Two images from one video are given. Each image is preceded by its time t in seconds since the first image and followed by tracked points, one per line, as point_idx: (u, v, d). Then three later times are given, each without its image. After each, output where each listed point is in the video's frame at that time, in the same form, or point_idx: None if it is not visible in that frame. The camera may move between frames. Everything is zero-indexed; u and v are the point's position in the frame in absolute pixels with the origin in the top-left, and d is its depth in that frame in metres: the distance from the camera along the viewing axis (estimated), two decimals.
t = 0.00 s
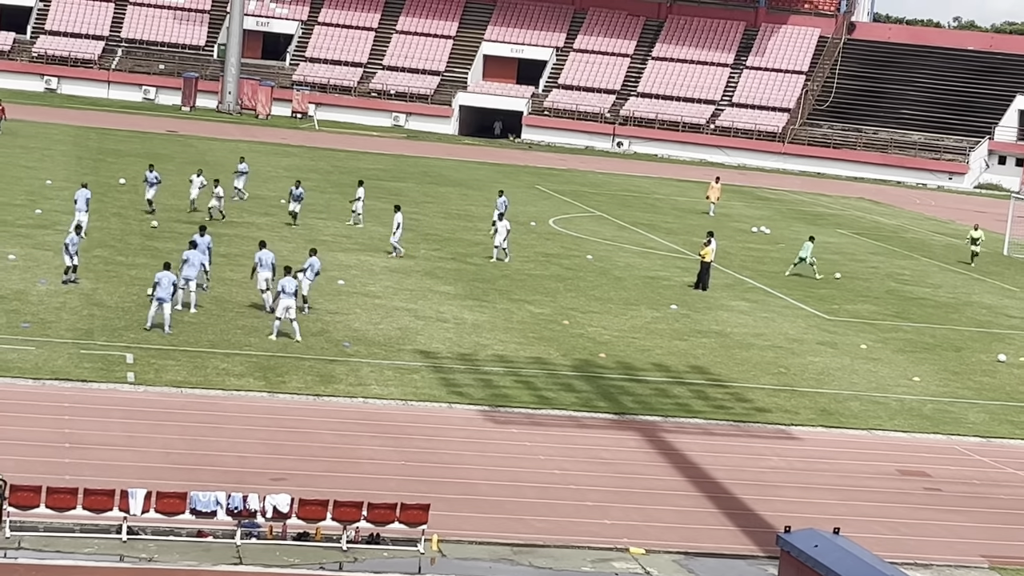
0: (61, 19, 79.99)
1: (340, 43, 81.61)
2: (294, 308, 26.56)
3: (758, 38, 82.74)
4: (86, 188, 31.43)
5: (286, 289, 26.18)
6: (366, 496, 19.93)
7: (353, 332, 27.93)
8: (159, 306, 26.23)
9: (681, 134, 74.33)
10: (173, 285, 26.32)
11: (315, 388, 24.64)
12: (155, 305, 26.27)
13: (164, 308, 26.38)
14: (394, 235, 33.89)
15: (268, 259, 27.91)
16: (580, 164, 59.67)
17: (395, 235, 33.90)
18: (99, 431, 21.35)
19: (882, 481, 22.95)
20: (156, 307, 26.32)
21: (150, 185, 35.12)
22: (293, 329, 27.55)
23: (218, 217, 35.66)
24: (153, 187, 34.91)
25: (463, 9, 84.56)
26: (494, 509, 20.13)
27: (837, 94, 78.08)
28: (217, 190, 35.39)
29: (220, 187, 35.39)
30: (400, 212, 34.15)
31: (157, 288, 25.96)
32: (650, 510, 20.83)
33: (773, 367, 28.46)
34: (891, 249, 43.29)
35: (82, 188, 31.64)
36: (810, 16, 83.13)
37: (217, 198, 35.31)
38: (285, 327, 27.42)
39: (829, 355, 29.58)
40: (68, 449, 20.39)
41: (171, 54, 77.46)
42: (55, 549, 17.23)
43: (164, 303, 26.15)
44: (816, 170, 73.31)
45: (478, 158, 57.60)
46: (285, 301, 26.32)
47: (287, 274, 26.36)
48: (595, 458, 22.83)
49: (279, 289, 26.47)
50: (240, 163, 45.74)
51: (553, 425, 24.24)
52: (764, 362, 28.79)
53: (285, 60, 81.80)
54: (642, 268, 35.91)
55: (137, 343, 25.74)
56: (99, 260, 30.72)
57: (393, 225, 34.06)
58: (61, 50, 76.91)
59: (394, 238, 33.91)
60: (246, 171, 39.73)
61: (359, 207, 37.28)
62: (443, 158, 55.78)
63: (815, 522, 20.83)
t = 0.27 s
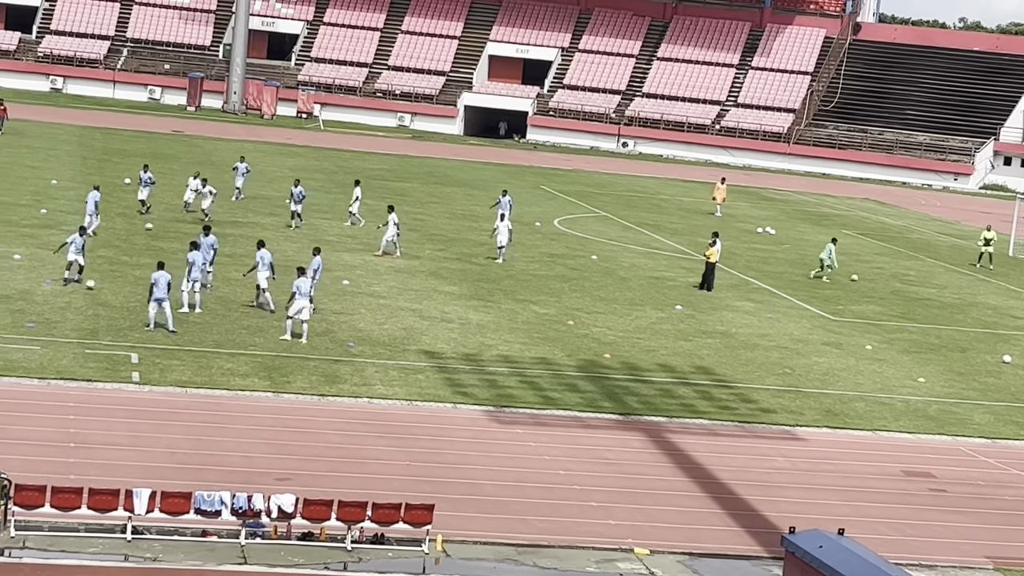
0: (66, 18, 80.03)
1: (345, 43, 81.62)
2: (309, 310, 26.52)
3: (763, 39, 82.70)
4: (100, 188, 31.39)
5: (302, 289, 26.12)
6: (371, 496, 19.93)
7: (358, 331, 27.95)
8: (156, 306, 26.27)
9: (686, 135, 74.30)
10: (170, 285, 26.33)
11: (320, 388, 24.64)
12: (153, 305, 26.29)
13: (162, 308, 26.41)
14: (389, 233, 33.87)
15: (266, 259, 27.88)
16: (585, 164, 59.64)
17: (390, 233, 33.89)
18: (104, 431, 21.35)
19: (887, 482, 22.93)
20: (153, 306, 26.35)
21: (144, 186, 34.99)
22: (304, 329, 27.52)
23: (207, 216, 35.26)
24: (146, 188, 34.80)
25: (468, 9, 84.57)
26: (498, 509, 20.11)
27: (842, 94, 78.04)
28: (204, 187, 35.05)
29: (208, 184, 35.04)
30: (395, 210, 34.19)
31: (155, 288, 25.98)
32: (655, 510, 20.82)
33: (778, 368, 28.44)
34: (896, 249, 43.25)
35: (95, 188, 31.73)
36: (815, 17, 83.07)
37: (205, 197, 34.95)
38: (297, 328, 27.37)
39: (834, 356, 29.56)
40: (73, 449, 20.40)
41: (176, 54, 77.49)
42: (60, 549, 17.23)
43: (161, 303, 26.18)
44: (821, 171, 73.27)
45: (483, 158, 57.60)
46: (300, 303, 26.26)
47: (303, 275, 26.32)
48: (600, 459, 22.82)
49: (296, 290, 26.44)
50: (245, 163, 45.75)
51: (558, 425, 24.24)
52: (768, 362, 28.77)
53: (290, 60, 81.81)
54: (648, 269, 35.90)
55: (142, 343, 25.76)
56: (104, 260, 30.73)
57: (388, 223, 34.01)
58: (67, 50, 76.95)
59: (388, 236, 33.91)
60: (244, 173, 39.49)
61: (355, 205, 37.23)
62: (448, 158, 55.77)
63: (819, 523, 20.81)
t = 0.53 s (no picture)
0: (70, 18, 80.09)
1: (349, 43, 81.64)
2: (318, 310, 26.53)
3: (768, 39, 82.66)
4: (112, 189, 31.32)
5: (311, 289, 26.15)
6: (375, 496, 19.94)
7: (362, 332, 27.97)
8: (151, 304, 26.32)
9: (690, 135, 74.28)
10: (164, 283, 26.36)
11: (324, 388, 24.64)
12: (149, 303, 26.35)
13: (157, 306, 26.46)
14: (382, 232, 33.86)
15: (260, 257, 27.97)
16: (589, 165, 59.63)
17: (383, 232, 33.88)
18: (109, 431, 21.36)
19: (891, 483, 22.92)
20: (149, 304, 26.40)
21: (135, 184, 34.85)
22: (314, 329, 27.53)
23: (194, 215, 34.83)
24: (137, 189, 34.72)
25: (473, 9, 84.62)
26: (502, 510, 20.11)
27: (847, 95, 78.04)
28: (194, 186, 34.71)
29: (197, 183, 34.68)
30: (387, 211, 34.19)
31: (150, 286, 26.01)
32: (659, 511, 20.81)
33: (781, 369, 28.44)
34: (900, 251, 43.22)
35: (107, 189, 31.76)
36: (820, 18, 83.03)
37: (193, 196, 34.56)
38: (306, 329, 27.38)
39: (838, 357, 29.55)
40: (78, 449, 20.41)
41: (180, 54, 77.53)
42: (64, 548, 17.22)
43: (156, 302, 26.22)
44: (826, 171, 73.26)
45: (487, 158, 57.59)
46: (308, 303, 26.28)
47: (313, 276, 26.38)
48: (603, 459, 22.81)
49: (305, 292, 26.49)
50: (250, 163, 45.77)
51: (561, 426, 24.24)
52: (772, 363, 28.77)
53: (294, 60, 81.83)
54: (652, 269, 35.90)
55: (146, 343, 25.78)
56: (109, 260, 30.75)
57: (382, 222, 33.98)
58: (71, 50, 77.00)
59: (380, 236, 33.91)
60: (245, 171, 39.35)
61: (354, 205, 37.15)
62: (452, 158, 55.77)
63: (824, 524, 20.80)
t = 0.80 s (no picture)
0: (74, 18, 80.14)
1: (352, 43, 81.66)
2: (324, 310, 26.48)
3: (770, 40, 82.63)
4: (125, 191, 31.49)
5: (319, 290, 26.08)
6: (378, 496, 19.95)
7: (365, 332, 27.98)
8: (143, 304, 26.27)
9: (692, 135, 74.29)
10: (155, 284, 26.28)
11: (327, 388, 24.66)
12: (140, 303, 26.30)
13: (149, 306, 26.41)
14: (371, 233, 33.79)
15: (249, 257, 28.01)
16: (592, 165, 59.65)
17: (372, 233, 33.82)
18: (112, 430, 21.38)
19: (894, 483, 22.91)
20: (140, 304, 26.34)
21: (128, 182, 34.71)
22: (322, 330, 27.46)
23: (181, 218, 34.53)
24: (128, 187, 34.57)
25: (476, 9, 84.66)
26: (504, 510, 20.13)
27: (850, 96, 78.06)
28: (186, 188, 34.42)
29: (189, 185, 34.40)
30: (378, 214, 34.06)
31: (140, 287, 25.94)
32: (661, 511, 20.82)
33: (784, 369, 28.45)
34: (903, 251, 43.22)
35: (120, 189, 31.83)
36: (823, 18, 82.97)
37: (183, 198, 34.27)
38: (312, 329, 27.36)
39: (841, 358, 29.56)
40: (81, 449, 20.43)
41: (183, 54, 77.57)
42: (67, 548, 17.22)
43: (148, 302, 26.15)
44: (828, 172, 73.26)
45: (490, 159, 57.61)
46: (316, 304, 26.21)
47: (319, 277, 26.29)
48: (605, 460, 22.82)
49: (311, 292, 26.41)
50: (252, 163, 45.79)
51: (564, 426, 24.25)
52: (775, 364, 28.77)
53: (297, 60, 81.86)
54: (654, 270, 35.92)
55: (148, 342, 25.80)
56: (112, 259, 30.76)
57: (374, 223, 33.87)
58: (75, 50, 77.05)
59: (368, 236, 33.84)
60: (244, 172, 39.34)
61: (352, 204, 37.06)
62: (455, 158, 55.80)
63: (826, 525, 20.81)
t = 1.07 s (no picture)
0: (75, 17, 80.15)
1: (354, 43, 81.66)
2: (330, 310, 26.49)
3: (772, 40, 82.63)
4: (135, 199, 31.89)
5: (324, 291, 26.08)
6: (379, 496, 19.94)
7: (366, 332, 27.98)
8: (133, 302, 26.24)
9: (693, 135, 74.27)
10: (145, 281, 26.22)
11: (329, 388, 24.65)
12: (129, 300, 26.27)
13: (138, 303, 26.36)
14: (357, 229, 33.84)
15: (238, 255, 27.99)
16: (593, 165, 59.64)
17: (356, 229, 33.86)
18: (114, 430, 21.38)
19: (895, 484, 22.91)
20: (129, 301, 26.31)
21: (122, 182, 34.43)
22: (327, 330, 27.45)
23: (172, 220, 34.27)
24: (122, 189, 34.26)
25: (477, 9, 84.74)
26: (506, 510, 20.12)
27: (851, 96, 78.05)
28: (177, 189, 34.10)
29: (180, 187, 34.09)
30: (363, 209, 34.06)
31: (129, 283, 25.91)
32: (662, 511, 20.81)
33: (785, 370, 28.43)
34: (905, 252, 43.20)
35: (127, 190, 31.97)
36: (824, 18, 82.98)
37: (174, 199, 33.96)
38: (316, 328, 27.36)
39: (842, 358, 29.55)
40: (83, 448, 20.43)
41: (185, 53, 77.58)
42: (68, 547, 17.21)
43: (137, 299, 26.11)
44: (829, 172, 73.23)
45: (492, 159, 57.58)
46: (321, 304, 26.23)
47: (325, 277, 26.29)
48: (607, 460, 22.80)
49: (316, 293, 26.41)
50: (254, 162, 45.78)
51: (565, 426, 24.24)
52: (776, 364, 28.76)
53: (299, 60, 81.85)
54: (656, 270, 35.90)
55: (149, 342, 25.79)
56: (114, 259, 30.76)
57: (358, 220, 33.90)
58: (76, 49, 77.06)
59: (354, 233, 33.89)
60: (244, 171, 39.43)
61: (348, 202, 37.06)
62: (457, 158, 55.79)
63: (828, 525, 20.81)
